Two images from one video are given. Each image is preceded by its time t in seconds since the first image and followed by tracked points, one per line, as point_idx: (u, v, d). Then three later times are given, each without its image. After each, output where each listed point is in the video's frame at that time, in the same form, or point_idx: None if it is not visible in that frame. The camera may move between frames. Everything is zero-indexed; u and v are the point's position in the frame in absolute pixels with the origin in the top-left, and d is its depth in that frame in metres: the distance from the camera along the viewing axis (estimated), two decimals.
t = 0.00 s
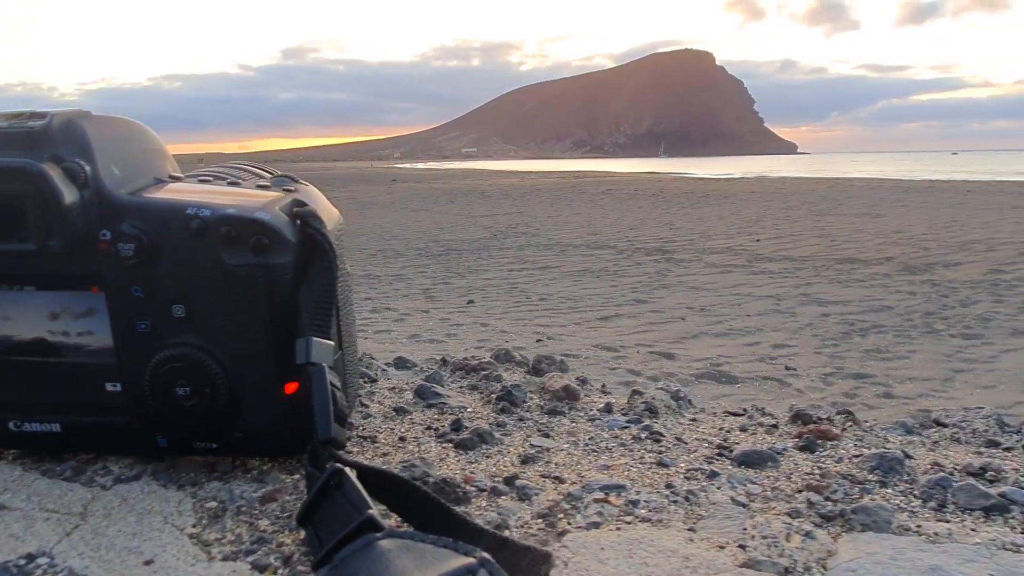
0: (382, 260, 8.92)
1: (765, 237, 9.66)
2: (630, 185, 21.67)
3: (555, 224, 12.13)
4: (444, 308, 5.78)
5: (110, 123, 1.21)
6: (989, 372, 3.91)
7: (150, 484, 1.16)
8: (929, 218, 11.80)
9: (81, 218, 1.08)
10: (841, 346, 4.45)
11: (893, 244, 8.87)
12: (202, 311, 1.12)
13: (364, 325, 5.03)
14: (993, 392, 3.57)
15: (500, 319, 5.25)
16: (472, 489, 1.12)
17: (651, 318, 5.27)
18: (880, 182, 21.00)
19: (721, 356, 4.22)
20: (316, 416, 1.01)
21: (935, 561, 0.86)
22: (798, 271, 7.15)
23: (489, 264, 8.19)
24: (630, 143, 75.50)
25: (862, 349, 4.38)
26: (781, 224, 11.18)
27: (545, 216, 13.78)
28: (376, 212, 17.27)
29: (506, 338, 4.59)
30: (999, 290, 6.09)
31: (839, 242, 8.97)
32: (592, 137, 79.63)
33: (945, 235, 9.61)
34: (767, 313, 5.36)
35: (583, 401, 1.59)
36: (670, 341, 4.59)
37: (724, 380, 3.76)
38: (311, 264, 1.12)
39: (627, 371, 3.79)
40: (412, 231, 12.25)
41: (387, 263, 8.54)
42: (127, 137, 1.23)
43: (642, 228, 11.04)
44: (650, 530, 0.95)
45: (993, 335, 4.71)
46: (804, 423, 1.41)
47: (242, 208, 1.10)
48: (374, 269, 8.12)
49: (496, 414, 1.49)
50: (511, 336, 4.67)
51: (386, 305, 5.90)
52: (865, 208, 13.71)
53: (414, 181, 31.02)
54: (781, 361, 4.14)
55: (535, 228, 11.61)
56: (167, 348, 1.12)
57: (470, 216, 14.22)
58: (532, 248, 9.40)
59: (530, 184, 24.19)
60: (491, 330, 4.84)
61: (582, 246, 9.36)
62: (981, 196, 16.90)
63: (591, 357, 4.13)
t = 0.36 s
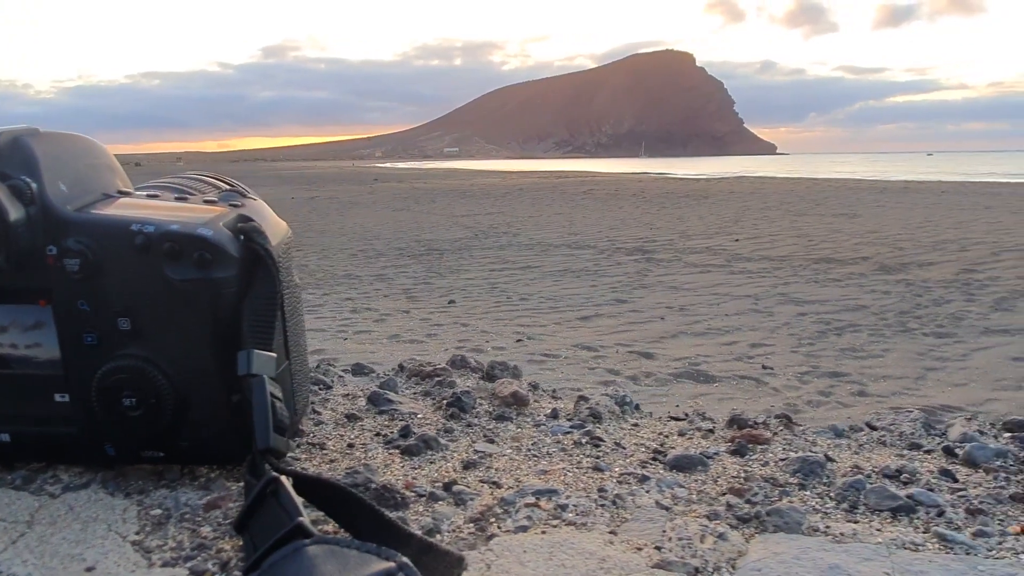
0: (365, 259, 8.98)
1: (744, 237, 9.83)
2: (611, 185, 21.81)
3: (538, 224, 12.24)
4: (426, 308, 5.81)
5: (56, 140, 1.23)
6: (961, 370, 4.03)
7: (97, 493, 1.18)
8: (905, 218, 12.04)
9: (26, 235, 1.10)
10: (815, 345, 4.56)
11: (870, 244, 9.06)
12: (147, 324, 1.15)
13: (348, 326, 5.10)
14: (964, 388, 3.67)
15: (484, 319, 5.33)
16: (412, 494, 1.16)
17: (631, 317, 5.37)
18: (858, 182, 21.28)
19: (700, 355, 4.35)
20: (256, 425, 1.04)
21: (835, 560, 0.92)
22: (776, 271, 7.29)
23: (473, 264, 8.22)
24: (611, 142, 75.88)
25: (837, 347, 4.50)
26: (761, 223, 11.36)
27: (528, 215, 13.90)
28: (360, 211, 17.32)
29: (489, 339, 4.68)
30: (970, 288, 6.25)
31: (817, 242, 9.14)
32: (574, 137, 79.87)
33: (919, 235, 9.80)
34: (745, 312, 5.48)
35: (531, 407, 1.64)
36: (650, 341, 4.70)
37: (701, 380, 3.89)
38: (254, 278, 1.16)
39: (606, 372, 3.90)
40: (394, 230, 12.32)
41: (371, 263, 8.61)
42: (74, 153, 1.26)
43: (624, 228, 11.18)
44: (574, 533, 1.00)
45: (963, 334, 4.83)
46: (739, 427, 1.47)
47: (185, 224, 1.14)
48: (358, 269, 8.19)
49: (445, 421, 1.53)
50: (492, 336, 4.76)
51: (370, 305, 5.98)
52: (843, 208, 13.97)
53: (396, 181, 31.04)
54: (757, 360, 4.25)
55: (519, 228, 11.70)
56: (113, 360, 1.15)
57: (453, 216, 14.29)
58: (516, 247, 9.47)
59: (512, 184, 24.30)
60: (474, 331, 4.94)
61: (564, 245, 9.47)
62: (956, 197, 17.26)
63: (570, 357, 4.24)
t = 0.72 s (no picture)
0: (357, 258, 9.29)
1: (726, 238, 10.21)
2: (597, 184, 22.38)
3: (525, 224, 12.60)
4: (409, 308, 6.11)
5: (18, 177, 1.24)
6: (935, 371, 4.33)
7: (57, 527, 1.23)
8: (883, 218, 12.51)
9: None
10: (795, 346, 4.84)
11: (848, 245, 9.46)
12: (106, 362, 1.16)
13: (331, 327, 5.39)
14: (941, 389, 3.95)
15: (466, 321, 5.63)
16: (370, 527, 1.19)
17: (613, 319, 5.68)
18: (839, 183, 21.94)
19: (680, 356, 4.63)
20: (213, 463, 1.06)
21: None
22: (757, 272, 7.62)
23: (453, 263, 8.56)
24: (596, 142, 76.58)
25: (817, 348, 4.77)
26: (742, 224, 11.77)
27: (514, 215, 14.27)
28: (347, 210, 17.66)
29: (471, 341, 4.96)
30: (946, 289, 6.62)
31: (797, 242, 9.55)
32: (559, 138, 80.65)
33: (896, 235, 10.23)
34: (727, 313, 5.81)
35: (495, 431, 1.66)
36: (632, 343, 4.98)
37: (683, 380, 4.14)
38: (213, 316, 1.18)
39: (588, 374, 4.17)
40: (383, 230, 12.65)
41: (362, 263, 8.91)
42: (36, 190, 1.26)
43: (610, 229, 11.55)
44: (521, 571, 1.04)
45: (939, 334, 5.17)
46: (696, 453, 1.51)
47: (144, 263, 1.15)
48: (348, 270, 8.48)
49: (410, 447, 1.56)
50: (476, 339, 5.03)
51: (362, 306, 6.27)
52: (823, 208, 14.47)
53: (382, 180, 31.43)
54: (738, 362, 4.51)
55: (506, 228, 12.05)
56: (73, 398, 1.16)
57: (441, 215, 14.66)
58: (497, 246, 9.84)
59: (499, 183, 24.75)
60: (458, 334, 5.22)
61: (551, 245, 9.80)
62: (934, 198, 17.87)
63: (553, 359, 4.51)
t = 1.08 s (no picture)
0: (358, 265, 9.77)
1: (711, 245, 10.77)
2: (588, 186, 23.51)
3: (519, 229, 13.17)
4: (395, 313, 6.67)
5: None
6: (915, 373, 4.65)
7: None
8: (864, 223, 13.12)
9: None
10: (780, 349, 5.21)
11: (828, 251, 10.02)
12: (84, 422, 1.18)
13: (319, 330, 5.88)
14: (923, 392, 4.25)
15: (452, 325, 6.07)
16: None
17: (604, 322, 6.16)
18: (824, 185, 23.02)
19: (664, 359, 4.98)
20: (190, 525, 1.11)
21: None
22: (739, 279, 8.17)
23: (438, 271, 9.16)
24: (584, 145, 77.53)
25: (801, 352, 5.13)
26: (727, 228, 12.55)
27: (508, 219, 14.85)
28: (344, 211, 18.25)
29: (457, 345, 5.35)
30: (926, 296, 7.11)
31: (781, 247, 10.38)
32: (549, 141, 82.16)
33: (877, 240, 10.92)
34: (714, 316, 6.34)
35: (472, 470, 1.70)
36: (617, 346, 5.34)
37: (670, 385, 4.41)
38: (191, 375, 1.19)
39: (575, 378, 4.51)
40: (381, 234, 13.18)
41: (363, 270, 9.39)
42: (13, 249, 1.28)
43: (601, 235, 12.11)
44: None
45: (921, 337, 5.58)
46: (666, 495, 1.56)
47: (123, 324, 1.17)
48: (349, 276, 8.97)
49: (387, 489, 1.59)
50: (463, 342, 5.43)
51: (363, 312, 6.70)
52: (805, 212, 15.15)
53: (376, 181, 32.09)
54: (724, 365, 4.83)
55: (499, 234, 12.60)
56: (53, 457, 1.18)
57: (436, 219, 15.25)
58: (480, 254, 10.42)
59: (493, 185, 25.49)
60: (444, 336, 5.65)
61: (544, 253, 10.35)
62: (916, 199, 18.59)
63: (540, 363, 4.87)
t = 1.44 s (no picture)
0: (345, 268, 9.87)
1: (694, 247, 11.05)
2: (574, 188, 24.00)
3: (505, 233, 13.33)
4: (378, 315, 6.76)
5: None
6: (896, 376, 4.76)
7: None
8: (845, 226, 13.37)
9: None
10: (763, 352, 5.31)
11: (809, 254, 10.23)
12: (63, 504, 1.20)
13: (302, 334, 5.98)
14: (903, 395, 4.36)
15: (437, 329, 6.17)
16: None
17: (589, 325, 6.27)
18: (806, 187, 23.63)
19: (647, 362, 5.08)
20: None
21: None
22: (722, 281, 8.33)
23: (424, 274, 9.28)
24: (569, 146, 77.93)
25: (783, 354, 5.26)
26: (711, 231, 12.97)
27: (494, 223, 15.04)
28: (330, 212, 18.37)
29: (442, 349, 5.42)
30: (906, 297, 7.28)
31: (765, 249, 10.67)
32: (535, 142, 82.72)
33: (858, 242, 11.25)
34: (697, 318, 6.50)
35: (451, 526, 1.72)
36: (601, 349, 5.44)
37: (653, 389, 4.47)
38: (169, 455, 1.22)
39: (558, 382, 4.57)
40: (368, 237, 13.30)
41: (350, 272, 9.49)
42: None
43: (586, 238, 12.28)
44: None
45: (900, 339, 5.72)
46: (641, 553, 1.60)
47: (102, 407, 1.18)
48: (336, 278, 9.06)
49: (366, 549, 1.61)
50: (448, 346, 5.52)
51: (350, 315, 6.79)
52: (787, 215, 15.43)
53: (364, 181, 32.50)
54: (706, 368, 4.94)
55: (485, 237, 12.75)
56: (31, 537, 1.21)
57: (422, 222, 15.38)
58: (466, 258, 10.56)
59: (479, 187, 25.70)
60: (428, 340, 5.74)
61: (529, 257, 10.51)
62: (898, 201, 18.94)
63: (524, 366, 4.95)
